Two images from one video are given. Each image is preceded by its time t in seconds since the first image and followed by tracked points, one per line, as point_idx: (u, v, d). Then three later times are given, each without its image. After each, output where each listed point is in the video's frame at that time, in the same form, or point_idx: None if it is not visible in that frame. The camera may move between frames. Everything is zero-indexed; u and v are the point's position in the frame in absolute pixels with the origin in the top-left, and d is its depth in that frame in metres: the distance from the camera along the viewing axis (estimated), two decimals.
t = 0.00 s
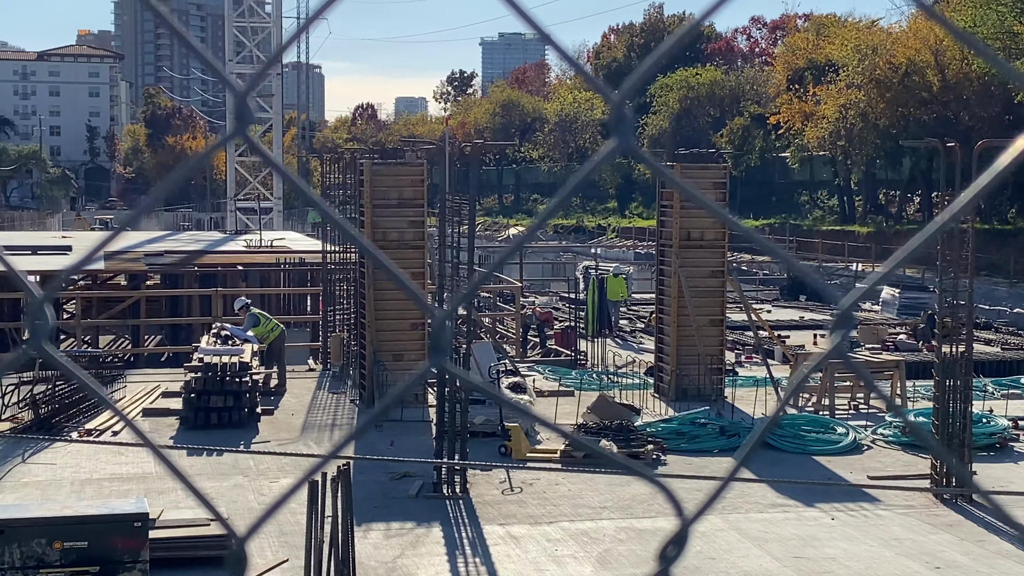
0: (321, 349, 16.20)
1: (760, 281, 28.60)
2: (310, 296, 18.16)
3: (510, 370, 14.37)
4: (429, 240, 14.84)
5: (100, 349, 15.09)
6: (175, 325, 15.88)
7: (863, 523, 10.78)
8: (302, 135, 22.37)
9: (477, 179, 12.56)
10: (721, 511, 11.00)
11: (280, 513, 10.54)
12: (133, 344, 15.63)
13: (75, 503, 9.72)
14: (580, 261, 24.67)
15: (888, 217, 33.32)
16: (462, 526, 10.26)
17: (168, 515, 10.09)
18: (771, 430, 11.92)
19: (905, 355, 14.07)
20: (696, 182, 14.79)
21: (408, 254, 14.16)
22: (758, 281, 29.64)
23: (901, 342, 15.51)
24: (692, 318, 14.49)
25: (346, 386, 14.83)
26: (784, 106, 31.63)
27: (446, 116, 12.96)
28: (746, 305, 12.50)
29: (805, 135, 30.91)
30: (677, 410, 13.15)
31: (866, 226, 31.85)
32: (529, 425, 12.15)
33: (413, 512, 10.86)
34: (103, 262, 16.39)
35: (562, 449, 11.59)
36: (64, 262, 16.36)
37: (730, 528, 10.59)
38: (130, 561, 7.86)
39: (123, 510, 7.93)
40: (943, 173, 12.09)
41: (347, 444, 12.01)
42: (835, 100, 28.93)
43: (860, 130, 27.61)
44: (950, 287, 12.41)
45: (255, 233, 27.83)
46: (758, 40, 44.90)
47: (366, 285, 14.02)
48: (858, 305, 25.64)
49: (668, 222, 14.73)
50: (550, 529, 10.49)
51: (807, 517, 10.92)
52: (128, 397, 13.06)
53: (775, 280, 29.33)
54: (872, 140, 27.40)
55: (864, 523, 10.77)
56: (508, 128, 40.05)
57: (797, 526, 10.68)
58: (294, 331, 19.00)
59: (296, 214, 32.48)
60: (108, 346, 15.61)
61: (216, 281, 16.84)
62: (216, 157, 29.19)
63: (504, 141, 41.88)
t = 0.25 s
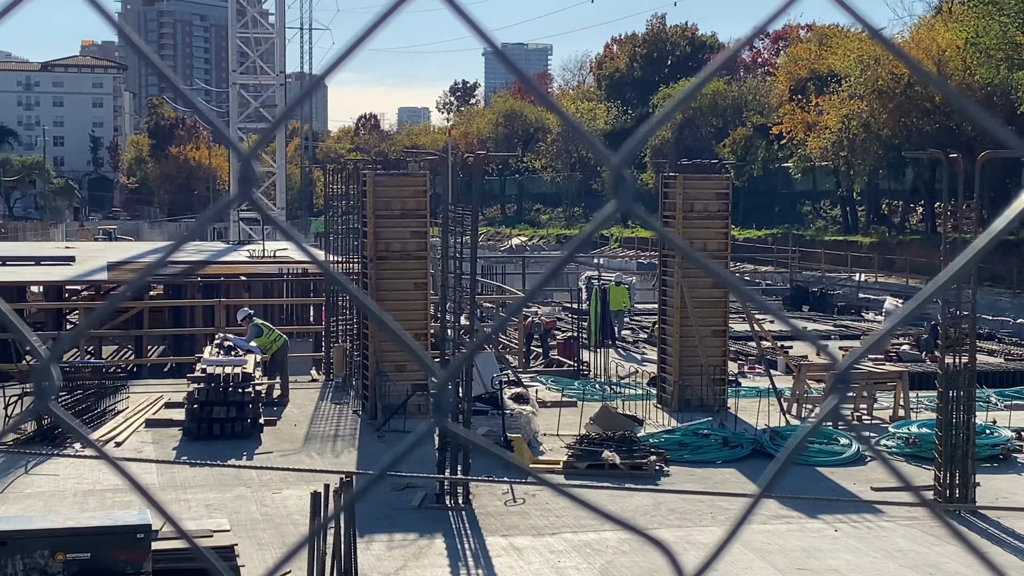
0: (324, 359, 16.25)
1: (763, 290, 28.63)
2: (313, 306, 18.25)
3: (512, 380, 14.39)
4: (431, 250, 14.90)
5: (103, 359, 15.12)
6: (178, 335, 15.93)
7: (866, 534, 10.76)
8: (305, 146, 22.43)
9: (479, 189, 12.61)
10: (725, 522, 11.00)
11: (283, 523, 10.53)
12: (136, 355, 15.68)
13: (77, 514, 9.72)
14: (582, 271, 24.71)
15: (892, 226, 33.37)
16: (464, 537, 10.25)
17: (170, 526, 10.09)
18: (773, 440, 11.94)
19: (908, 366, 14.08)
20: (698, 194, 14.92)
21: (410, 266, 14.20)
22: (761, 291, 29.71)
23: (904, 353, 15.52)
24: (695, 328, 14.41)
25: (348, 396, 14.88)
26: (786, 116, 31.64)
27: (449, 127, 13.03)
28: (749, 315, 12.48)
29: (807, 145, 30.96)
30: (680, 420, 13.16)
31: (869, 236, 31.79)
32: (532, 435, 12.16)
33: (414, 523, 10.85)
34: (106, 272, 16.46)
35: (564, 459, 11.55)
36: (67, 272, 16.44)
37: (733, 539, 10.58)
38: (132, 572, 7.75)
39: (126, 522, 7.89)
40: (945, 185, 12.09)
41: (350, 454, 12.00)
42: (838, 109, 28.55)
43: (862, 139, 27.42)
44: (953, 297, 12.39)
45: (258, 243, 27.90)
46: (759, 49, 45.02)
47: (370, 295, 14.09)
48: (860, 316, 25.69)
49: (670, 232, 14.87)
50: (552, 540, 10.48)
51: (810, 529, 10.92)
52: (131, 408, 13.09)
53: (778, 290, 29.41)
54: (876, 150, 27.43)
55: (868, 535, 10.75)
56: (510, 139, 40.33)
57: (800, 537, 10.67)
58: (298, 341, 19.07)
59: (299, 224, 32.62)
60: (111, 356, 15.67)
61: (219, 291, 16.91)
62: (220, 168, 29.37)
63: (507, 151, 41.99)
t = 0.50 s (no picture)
0: (327, 371, 16.27)
1: (766, 302, 28.65)
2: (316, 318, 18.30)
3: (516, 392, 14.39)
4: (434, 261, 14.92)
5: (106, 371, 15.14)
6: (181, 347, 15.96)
7: (870, 546, 10.74)
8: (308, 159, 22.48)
9: (482, 200, 12.61)
10: (728, 534, 10.98)
11: (286, 535, 10.52)
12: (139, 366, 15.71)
13: (80, 526, 9.71)
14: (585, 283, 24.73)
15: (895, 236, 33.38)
16: (467, 549, 10.23)
17: (174, 538, 10.07)
18: (776, 452, 11.94)
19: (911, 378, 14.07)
20: (702, 205, 15.00)
21: (414, 277, 14.19)
22: (764, 302, 29.73)
23: (907, 364, 15.52)
24: (698, 340, 14.38)
25: (352, 408, 14.90)
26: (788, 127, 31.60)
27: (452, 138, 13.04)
28: (753, 326, 12.49)
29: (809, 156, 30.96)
30: (683, 432, 13.16)
31: (872, 247, 31.69)
32: (535, 447, 12.16)
33: (417, 535, 10.84)
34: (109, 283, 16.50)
35: (567, 471, 11.55)
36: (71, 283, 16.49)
37: (737, 551, 10.56)
38: None
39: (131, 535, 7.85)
40: (948, 196, 12.08)
41: (353, 466, 11.99)
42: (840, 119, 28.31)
43: (865, 150, 27.42)
44: (956, 308, 12.37)
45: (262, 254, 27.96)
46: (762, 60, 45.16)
47: (373, 306, 14.10)
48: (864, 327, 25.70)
49: (674, 244, 14.90)
50: (555, 552, 10.46)
51: (813, 541, 10.89)
52: (134, 420, 13.11)
53: (781, 301, 29.41)
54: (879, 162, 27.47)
55: (872, 547, 10.73)
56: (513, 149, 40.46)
57: (804, 550, 10.65)
58: (301, 353, 19.11)
59: (301, 235, 32.69)
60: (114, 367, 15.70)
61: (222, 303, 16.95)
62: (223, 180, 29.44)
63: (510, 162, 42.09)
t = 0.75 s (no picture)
0: (329, 383, 16.29)
1: (768, 313, 28.69)
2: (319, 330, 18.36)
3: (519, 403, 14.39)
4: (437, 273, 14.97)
5: (109, 383, 15.16)
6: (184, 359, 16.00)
7: (873, 559, 10.70)
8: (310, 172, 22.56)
9: (485, 211, 12.62)
10: (731, 547, 10.95)
11: (287, 548, 10.49)
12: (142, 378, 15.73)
13: (82, 539, 9.70)
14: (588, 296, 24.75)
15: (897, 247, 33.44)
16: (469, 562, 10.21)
17: (176, 550, 10.06)
18: (779, 465, 11.94)
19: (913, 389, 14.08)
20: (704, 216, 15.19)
21: (415, 290, 14.26)
22: (766, 314, 29.80)
23: (910, 376, 15.53)
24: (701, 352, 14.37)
25: (354, 420, 14.92)
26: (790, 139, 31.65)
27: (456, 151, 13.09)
28: (755, 339, 12.50)
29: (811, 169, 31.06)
30: (686, 444, 13.15)
31: (875, 259, 31.49)
32: (538, 459, 12.16)
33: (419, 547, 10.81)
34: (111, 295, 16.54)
35: (570, 483, 11.54)
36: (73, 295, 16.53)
37: (740, 564, 10.53)
38: None
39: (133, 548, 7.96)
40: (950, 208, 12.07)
41: (355, 478, 11.98)
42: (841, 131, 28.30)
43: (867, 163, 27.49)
44: (958, 320, 12.37)
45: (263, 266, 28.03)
46: (764, 73, 45.32)
47: (375, 318, 14.12)
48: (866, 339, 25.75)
49: (676, 255, 14.92)
50: (557, 565, 10.43)
51: (817, 554, 10.86)
52: (136, 432, 13.14)
53: (784, 313, 29.47)
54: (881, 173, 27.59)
55: (875, 560, 10.70)
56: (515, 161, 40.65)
57: (807, 563, 10.61)
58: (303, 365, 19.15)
59: (304, 247, 32.80)
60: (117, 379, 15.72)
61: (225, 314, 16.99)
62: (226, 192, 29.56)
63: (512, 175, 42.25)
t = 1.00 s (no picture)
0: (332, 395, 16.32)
1: (771, 325, 28.72)
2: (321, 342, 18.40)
3: (521, 416, 14.41)
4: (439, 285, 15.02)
5: (111, 395, 15.18)
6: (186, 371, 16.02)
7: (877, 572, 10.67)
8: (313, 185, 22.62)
9: (488, 224, 12.62)
10: (734, 560, 10.92)
11: (289, 560, 10.46)
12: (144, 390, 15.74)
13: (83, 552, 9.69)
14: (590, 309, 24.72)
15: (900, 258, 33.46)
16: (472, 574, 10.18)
17: (177, 563, 10.04)
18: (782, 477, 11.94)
19: (916, 402, 14.08)
20: (707, 229, 15.24)
21: (418, 302, 14.30)
22: (769, 326, 29.84)
23: (912, 388, 15.51)
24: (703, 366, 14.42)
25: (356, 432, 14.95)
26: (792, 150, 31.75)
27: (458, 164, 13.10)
28: (758, 351, 12.47)
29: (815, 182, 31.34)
30: (689, 456, 13.14)
31: (877, 270, 31.60)
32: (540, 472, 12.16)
33: (421, 560, 10.79)
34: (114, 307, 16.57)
35: (572, 496, 11.53)
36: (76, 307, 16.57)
37: None
38: None
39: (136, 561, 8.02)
40: (953, 220, 12.04)
41: (358, 490, 11.96)
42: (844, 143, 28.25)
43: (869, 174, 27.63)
44: (961, 332, 12.33)
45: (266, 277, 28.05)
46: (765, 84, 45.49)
47: (378, 330, 14.14)
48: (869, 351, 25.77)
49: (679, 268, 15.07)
50: None
51: (820, 567, 10.82)
52: (138, 444, 13.14)
53: (787, 325, 29.51)
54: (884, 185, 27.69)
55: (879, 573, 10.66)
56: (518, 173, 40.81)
57: None
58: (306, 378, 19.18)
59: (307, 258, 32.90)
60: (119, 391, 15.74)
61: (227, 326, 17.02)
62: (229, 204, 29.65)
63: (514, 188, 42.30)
